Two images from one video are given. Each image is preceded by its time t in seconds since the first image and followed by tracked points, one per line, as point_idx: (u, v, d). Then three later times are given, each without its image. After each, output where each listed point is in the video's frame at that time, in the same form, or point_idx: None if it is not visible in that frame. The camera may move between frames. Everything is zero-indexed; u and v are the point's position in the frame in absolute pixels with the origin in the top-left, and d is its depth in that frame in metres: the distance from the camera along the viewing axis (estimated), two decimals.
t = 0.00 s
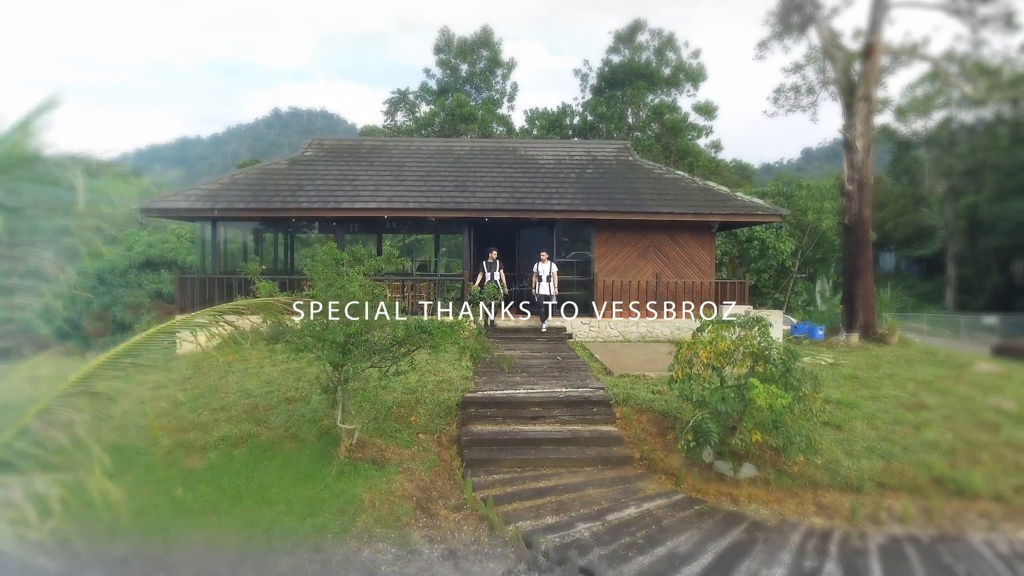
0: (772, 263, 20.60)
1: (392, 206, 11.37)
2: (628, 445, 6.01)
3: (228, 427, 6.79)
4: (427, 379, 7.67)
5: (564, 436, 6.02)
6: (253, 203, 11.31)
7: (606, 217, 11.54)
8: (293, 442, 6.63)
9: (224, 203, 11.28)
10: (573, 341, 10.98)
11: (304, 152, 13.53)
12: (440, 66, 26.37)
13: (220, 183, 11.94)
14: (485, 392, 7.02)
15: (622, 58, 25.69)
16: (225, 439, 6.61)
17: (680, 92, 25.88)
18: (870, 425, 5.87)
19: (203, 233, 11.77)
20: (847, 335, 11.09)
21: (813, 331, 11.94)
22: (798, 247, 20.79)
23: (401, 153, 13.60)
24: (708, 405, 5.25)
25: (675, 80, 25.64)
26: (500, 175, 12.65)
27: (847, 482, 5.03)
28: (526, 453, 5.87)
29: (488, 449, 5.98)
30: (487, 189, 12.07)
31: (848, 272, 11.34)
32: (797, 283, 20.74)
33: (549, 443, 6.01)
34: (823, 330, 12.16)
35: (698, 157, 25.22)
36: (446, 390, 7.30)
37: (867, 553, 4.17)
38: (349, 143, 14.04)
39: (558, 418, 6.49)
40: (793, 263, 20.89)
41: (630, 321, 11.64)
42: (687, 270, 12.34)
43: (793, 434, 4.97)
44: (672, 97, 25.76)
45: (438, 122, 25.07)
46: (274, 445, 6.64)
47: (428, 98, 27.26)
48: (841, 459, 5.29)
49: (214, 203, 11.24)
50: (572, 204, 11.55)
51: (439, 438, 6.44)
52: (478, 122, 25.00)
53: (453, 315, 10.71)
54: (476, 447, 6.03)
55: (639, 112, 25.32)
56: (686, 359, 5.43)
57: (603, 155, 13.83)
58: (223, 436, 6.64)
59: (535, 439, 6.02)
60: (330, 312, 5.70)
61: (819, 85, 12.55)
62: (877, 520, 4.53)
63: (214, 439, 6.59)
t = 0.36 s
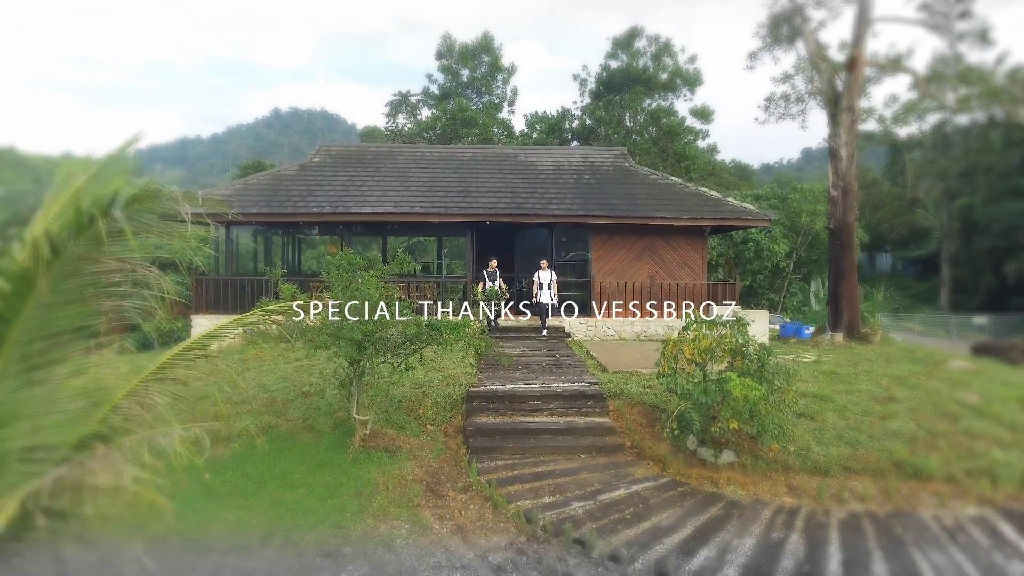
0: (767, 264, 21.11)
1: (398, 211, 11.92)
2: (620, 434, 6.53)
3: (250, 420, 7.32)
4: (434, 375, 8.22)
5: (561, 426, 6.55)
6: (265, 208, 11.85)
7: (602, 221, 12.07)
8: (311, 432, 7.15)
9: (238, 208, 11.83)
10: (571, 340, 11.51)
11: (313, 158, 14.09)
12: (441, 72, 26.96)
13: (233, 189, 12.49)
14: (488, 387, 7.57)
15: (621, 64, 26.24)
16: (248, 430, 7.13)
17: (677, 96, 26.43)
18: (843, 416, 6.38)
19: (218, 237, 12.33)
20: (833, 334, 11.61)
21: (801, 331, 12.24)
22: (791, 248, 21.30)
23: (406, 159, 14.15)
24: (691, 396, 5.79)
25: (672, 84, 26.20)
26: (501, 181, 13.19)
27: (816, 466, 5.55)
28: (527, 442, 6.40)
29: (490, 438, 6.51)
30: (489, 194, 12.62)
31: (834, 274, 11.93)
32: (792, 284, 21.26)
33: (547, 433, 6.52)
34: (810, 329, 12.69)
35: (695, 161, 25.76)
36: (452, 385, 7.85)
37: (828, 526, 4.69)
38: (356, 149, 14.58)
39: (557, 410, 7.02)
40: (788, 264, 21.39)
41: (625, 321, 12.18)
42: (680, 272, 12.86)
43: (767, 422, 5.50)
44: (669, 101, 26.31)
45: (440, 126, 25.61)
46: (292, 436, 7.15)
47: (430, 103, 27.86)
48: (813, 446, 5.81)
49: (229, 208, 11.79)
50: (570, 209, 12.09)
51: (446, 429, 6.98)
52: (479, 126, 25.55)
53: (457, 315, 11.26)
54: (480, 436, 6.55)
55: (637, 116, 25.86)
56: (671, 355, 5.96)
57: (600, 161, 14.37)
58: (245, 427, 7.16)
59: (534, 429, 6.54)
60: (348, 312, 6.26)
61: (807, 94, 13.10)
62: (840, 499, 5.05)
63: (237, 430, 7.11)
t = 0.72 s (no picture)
0: (762, 265, 21.54)
1: (403, 216, 12.38)
2: (614, 426, 6.99)
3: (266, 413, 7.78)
4: (438, 373, 8.68)
5: (559, 419, 7.00)
6: (274, 212, 12.31)
7: (600, 225, 12.52)
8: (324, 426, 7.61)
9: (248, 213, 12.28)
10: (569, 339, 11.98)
11: (319, 164, 14.55)
12: (443, 76, 27.45)
13: (244, 194, 12.96)
14: (490, 383, 8.03)
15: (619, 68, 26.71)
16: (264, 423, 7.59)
17: (674, 100, 26.89)
18: (822, 410, 6.82)
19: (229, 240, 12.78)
20: (821, 334, 12.15)
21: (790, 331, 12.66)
22: (787, 249, 21.68)
23: (410, 165, 14.62)
24: (679, 391, 6.24)
25: (670, 89, 26.66)
26: (502, 186, 13.66)
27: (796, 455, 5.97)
28: (526, 434, 6.86)
29: (492, 430, 6.96)
30: (490, 199, 13.09)
31: (822, 277, 12.44)
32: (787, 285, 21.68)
33: (545, 426, 6.96)
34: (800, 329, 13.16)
35: (693, 163, 26.20)
36: (456, 382, 8.31)
37: (802, 509, 5.12)
38: (361, 154, 15.04)
39: (555, 405, 7.46)
40: (783, 266, 21.81)
41: (622, 321, 12.68)
42: (675, 273, 13.32)
43: (749, 415, 5.94)
44: (667, 105, 26.75)
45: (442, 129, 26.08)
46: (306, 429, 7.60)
47: (432, 106, 28.36)
48: (793, 437, 6.25)
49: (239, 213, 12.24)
50: (568, 214, 12.55)
51: (451, 422, 7.44)
52: (480, 129, 26.03)
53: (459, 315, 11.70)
54: (483, 429, 7.01)
55: (635, 119, 26.29)
56: (661, 353, 6.42)
57: (597, 167, 14.84)
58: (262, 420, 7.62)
59: (533, 422, 6.99)
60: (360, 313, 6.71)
61: (798, 102, 13.56)
62: (814, 484, 5.50)
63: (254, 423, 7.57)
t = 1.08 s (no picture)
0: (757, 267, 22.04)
1: (408, 221, 12.93)
2: (608, 420, 7.53)
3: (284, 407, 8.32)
4: (444, 370, 9.20)
5: (557, 413, 7.54)
6: (285, 217, 12.86)
7: (596, 229, 13.06)
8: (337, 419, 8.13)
9: (260, 217, 12.84)
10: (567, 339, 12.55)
11: (327, 169, 15.10)
12: (444, 81, 28.03)
13: (255, 199, 13.52)
14: (493, 380, 8.57)
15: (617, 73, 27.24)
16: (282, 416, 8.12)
17: (672, 104, 27.42)
18: (801, 405, 7.36)
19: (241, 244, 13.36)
20: (809, 334, 12.73)
21: (778, 331, 13.05)
22: (781, 251, 22.20)
23: (414, 171, 15.17)
24: (666, 387, 6.81)
25: (667, 93, 27.20)
26: (503, 192, 14.21)
27: (774, 445, 6.49)
28: (527, 426, 7.41)
29: (495, 423, 7.50)
30: (492, 205, 13.63)
31: (809, 279, 12.97)
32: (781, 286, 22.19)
33: (544, 419, 7.50)
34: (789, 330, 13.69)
35: (690, 166, 26.71)
36: (462, 379, 8.84)
37: (776, 491, 5.66)
38: (367, 160, 15.58)
39: (553, 400, 8.00)
40: (777, 267, 22.33)
41: (618, 322, 13.27)
42: (669, 276, 13.83)
43: (730, 408, 6.49)
44: (665, 109, 27.28)
45: (444, 134, 26.67)
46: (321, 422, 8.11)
47: (433, 111, 28.96)
48: (772, 428, 6.79)
49: (252, 218, 12.80)
50: (567, 219, 13.08)
51: (457, 416, 7.96)
52: (482, 134, 26.62)
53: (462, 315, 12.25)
54: (486, 422, 7.55)
55: (633, 123, 26.79)
56: (651, 352, 7.01)
57: (595, 173, 15.38)
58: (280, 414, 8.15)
59: (533, 417, 7.52)
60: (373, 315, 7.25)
61: (788, 111, 14.09)
62: (789, 471, 6.06)
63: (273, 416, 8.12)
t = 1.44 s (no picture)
0: (752, 268, 22.53)
1: (412, 225, 13.42)
2: (604, 414, 8.01)
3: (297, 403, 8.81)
4: (449, 369, 9.68)
5: (556, 409, 8.02)
6: (294, 222, 13.33)
7: (594, 233, 13.54)
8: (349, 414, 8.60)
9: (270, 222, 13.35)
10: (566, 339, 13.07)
11: (333, 174, 15.60)
12: (446, 86, 28.55)
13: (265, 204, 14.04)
14: (497, 377, 9.04)
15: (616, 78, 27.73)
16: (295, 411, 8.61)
17: (670, 108, 27.91)
18: (785, 400, 7.83)
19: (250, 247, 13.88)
20: (798, 334, 13.24)
21: (769, 331, 13.52)
22: (776, 253, 22.69)
23: (418, 176, 15.66)
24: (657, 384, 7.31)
25: (665, 98, 27.69)
26: (504, 197, 14.69)
27: (758, 437, 6.95)
28: (527, 421, 7.89)
29: (497, 418, 7.99)
30: (493, 209, 14.10)
31: (799, 280, 13.48)
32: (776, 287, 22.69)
33: (543, 414, 7.98)
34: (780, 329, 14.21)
35: (687, 169, 27.20)
36: (466, 376, 9.32)
37: (757, 479, 6.12)
38: (372, 165, 16.07)
39: (553, 396, 8.47)
40: (772, 269, 22.82)
41: (615, 322, 13.83)
42: (665, 277, 14.32)
43: (716, 403, 6.97)
44: (662, 113, 27.78)
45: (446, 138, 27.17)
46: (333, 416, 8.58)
47: (435, 115, 29.53)
48: (756, 422, 7.26)
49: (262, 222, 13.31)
50: (566, 223, 13.57)
51: (462, 411, 8.41)
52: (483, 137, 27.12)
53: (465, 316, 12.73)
54: (490, 416, 8.02)
55: (632, 127, 27.28)
56: (643, 352, 7.52)
57: (594, 178, 15.85)
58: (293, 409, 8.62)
59: (533, 412, 8.00)
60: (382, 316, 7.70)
61: (780, 119, 14.59)
62: (770, 461, 6.54)
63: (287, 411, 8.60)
